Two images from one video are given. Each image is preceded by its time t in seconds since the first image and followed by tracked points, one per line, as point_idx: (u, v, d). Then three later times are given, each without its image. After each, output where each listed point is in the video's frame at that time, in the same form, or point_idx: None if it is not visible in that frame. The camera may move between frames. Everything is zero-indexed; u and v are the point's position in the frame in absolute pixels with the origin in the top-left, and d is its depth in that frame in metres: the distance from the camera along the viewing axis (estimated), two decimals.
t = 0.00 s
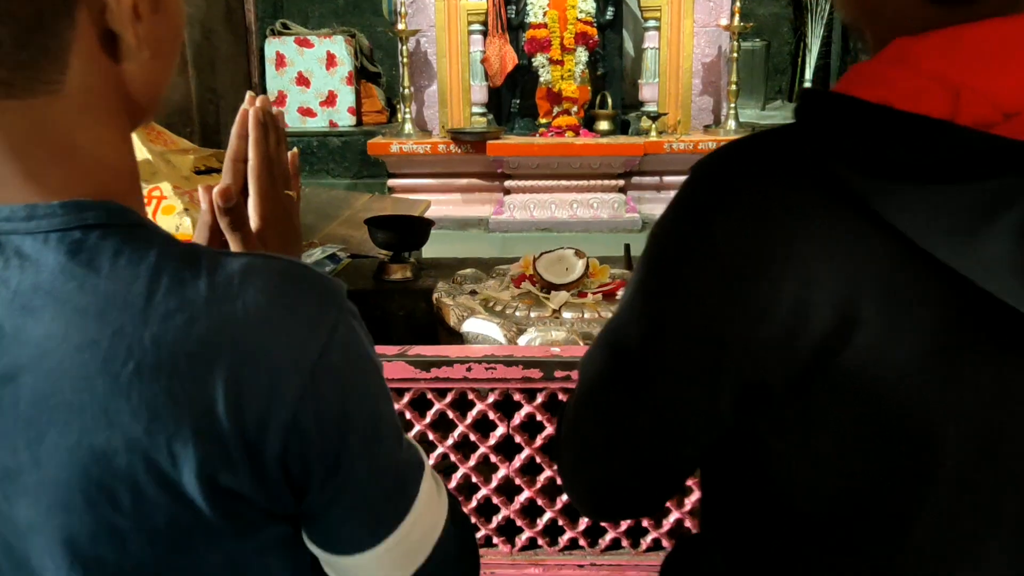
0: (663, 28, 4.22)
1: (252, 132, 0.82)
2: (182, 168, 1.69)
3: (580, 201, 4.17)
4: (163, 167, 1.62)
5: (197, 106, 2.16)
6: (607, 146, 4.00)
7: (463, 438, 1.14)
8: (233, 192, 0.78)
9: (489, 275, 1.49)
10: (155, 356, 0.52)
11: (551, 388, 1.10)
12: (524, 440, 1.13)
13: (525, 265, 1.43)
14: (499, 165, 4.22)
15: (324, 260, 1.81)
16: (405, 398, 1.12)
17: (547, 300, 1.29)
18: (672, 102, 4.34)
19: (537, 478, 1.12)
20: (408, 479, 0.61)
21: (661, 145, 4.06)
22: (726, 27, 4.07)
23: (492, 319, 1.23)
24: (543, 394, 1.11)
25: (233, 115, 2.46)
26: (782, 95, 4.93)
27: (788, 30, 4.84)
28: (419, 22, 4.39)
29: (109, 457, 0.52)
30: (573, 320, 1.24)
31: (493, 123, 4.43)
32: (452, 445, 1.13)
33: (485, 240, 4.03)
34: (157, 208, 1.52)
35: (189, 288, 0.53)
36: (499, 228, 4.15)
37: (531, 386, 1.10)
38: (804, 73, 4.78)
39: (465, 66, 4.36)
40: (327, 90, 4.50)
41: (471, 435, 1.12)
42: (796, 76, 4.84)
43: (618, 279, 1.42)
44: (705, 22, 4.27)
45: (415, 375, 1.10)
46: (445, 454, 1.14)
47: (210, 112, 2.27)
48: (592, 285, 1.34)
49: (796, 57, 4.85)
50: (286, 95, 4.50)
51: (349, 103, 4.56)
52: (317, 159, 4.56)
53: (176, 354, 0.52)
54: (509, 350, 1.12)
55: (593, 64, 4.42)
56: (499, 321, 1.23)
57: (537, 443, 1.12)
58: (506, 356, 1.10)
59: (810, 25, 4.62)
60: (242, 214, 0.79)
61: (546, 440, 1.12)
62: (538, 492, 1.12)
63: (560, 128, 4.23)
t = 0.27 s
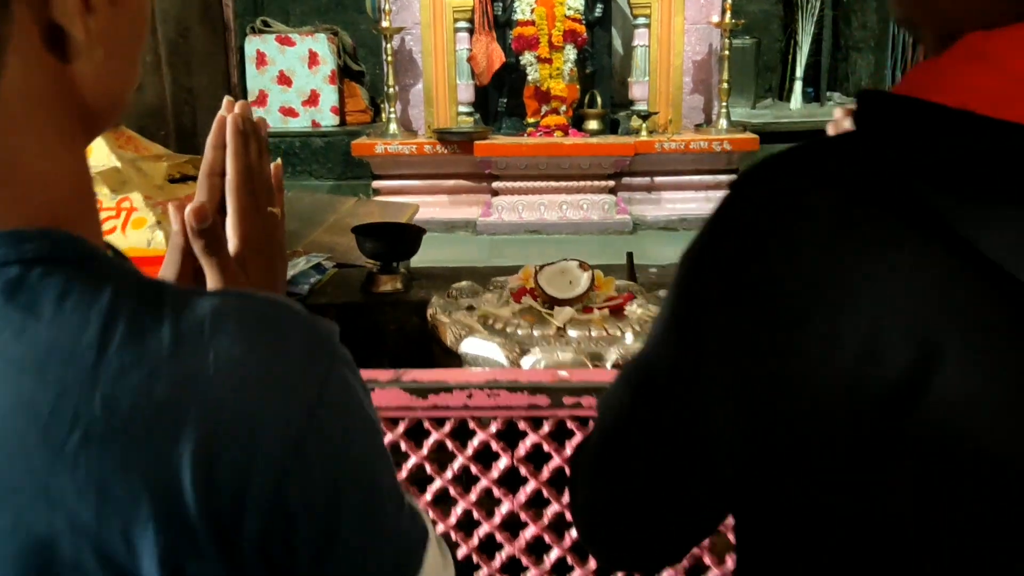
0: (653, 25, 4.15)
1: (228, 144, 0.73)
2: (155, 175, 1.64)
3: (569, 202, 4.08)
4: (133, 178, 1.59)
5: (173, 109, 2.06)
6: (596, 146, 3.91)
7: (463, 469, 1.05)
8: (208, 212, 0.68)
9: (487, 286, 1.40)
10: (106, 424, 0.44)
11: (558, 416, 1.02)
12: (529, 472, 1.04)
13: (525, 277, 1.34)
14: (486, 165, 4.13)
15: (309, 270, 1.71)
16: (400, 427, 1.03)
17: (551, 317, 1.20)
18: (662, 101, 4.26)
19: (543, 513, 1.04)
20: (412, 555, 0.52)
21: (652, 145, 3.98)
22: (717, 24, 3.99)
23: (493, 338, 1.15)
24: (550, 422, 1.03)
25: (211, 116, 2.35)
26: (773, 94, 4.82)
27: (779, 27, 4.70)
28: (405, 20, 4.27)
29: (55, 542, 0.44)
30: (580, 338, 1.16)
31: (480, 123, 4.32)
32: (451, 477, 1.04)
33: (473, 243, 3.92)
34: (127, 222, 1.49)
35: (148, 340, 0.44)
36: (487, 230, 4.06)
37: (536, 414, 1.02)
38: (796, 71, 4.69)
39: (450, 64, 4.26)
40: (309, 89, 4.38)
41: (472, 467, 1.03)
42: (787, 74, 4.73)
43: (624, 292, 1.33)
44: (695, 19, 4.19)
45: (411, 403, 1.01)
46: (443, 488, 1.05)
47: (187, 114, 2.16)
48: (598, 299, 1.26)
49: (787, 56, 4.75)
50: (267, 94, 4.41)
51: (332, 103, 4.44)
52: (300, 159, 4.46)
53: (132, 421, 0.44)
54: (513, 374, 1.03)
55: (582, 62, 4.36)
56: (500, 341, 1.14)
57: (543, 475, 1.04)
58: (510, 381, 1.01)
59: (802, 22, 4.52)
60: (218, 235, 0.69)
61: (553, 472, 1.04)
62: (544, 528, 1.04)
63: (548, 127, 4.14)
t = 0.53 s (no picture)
0: (652, 22, 4.07)
1: (204, 156, 0.64)
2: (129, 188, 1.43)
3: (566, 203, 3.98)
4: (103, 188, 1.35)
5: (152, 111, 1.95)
6: (593, 145, 3.83)
7: (468, 508, 0.96)
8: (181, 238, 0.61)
9: (489, 302, 1.32)
10: (57, 513, 0.42)
11: (572, 451, 0.93)
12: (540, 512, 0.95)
13: (532, 293, 1.25)
14: (481, 165, 4.04)
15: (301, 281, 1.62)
16: (400, 464, 0.94)
17: (561, 339, 1.12)
18: (661, 100, 4.17)
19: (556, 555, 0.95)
20: None
21: (650, 145, 3.90)
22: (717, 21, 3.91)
23: (500, 362, 1.06)
24: (564, 458, 0.94)
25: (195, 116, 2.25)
26: (772, 91, 4.73)
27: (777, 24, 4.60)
28: (397, 16, 4.17)
29: None
30: (594, 363, 1.07)
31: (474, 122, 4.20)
32: (455, 517, 0.95)
33: (468, 245, 3.83)
34: (97, 236, 1.18)
35: (105, 422, 0.42)
36: (482, 232, 3.96)
37: (549, 450, 0.93)
38: (794, 69, 4.60)
39: (445, 60, 4.18)
40: (299, 87, 4.30)
41: (478, 507, 0.94)
42: (786, 71, 4.63)
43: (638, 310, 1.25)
44: (694, 16, 4.09)
45: (412, 438, 0.92)
46: (446, 528, 0.95)
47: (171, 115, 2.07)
48: (611, 317, 1.18)
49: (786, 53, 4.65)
50: (256, 92, 4.33)
51: (322, 102, 4.35)
52: (289, 160, 4.32)
53: (84, 510, 0.42)
54: (523, 404, 0.94)
55: (577, 60, 4.28)
56: (509, 365, 1.05)
57: (556, 514, 0.95)
58: (521, 414, 0.92)
59: (801, 19, 4.43)
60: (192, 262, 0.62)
61: (567, 511, 0.95)
62: (556, 572, 0.95)
63: (545, 126, 4.02)
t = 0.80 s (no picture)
0: (656, 19, 3.98)
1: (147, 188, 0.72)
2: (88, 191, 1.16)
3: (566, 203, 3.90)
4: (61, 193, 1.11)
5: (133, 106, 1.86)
6: (594, 145, 3.75)
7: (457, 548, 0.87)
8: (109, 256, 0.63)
9: (483, 313, 1.23)
10: None
11: (572, 487, 0.83)
12: (536, 553, 0.86)
13: (528, 306, 1.16)
14: (479, 164, 3.95)
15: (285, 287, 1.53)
16: (382, 500, 0.85)
17: (561, 357, 1.03)
18: (665, 99, 4.08)
19: None
20: None
21: (652, 145, 3.83)
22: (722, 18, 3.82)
23: (493, 384, 0.97)
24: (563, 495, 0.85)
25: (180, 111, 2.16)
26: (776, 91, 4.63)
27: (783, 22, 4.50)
28: (394, 11, 4.00)
29: None
30: (596, 386, 0.98)
31: (472, 120, 4.12)
32: (442, 558, 0.86)
33: (464, 245, 3.75)
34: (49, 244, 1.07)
35: None
36: (479, 233, 3.86)
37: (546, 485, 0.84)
38: (800, 67, 4.51)
39: (442, 57, 4.06)
40: (294, 83, 4.21)
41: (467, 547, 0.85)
42: (791, 70, 4.54)
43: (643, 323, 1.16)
44: (699, 12, 3.97)
45: (394, 472, 0.83)
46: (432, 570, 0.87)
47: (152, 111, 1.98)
48: (615, 333, 1.09)
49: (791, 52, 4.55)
50: (250, 87, 4.22)
51: (318, 98, 4.26)
52: (283, 157, 4.25)
53: None
54: (519, 435, 0.85)
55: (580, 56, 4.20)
56: (502, 389, 0.96)
57: (553, 555, 0.86)
58: (516, 446, 0.83)
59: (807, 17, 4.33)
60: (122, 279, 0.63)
61: (566, 552, 0.86)
62: None
63: (545, 125, 3.97)
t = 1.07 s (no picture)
0: (674, 17, 3.86)
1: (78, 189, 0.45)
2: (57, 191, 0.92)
3: (579, 206, 3.78)
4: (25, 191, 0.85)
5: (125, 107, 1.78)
6: (609, 146, 3.65)
7: None
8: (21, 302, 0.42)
9: (488, 334, 1.15)
10: None
11: (581, 542, 0.72)
12: None
13: (537, 327, 1.08)
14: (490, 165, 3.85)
15: (279, 299, 1.44)
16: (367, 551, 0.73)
17: (570, 389, 0.93)
18: (683, 99, 3.96)
19: None
20: None
21: (669, 146, 3.72)
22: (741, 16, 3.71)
23: (495, 421, 0.87)
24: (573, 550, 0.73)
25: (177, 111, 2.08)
26: (796, 91, 4.53)
27: (804, 21, 4.39)
28: (405, 7, 3.94)
29: None
30: (609, 422, 0.89)
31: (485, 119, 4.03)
32: None
33: (474, 248, 3.65)
34: None
35: None
36: (490, 235, 3.76)
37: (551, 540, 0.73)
38: (820, 68, 4.39)
39: (454, 55, 3.95)
40: (304, 79, 4.13)
41: None
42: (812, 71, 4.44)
43: (660, 348, 1.07)
44: (719, 11, 3.88)
45: (381, 523, 0.73)
46: None
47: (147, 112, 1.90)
48: (631, 361, 1.00)
49: (811, 52, 4.45)
50: (259, 83, 4.19)
51: (328, 94, 4.17)
52: (292, 155, 4.13)
53: None
54: (523, 483, 0.77)
55: (595, 55, 4.13)
56: (505, 425, 0.87)
57: None
58: (518, 497, 0.74)
59: (829, 16, 4.22)
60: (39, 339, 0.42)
61: None
62: None
63: (558, 125, 3.87)
